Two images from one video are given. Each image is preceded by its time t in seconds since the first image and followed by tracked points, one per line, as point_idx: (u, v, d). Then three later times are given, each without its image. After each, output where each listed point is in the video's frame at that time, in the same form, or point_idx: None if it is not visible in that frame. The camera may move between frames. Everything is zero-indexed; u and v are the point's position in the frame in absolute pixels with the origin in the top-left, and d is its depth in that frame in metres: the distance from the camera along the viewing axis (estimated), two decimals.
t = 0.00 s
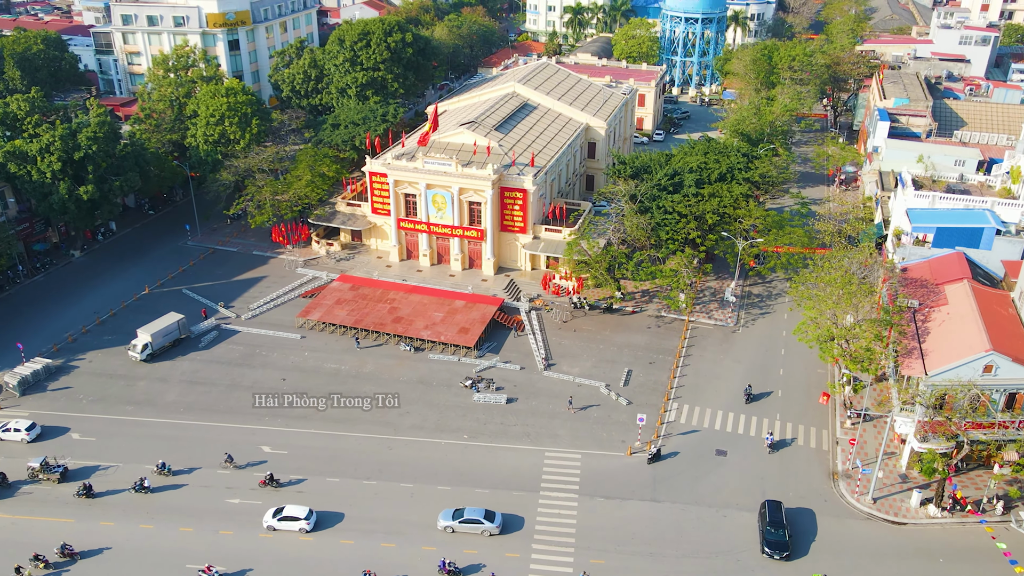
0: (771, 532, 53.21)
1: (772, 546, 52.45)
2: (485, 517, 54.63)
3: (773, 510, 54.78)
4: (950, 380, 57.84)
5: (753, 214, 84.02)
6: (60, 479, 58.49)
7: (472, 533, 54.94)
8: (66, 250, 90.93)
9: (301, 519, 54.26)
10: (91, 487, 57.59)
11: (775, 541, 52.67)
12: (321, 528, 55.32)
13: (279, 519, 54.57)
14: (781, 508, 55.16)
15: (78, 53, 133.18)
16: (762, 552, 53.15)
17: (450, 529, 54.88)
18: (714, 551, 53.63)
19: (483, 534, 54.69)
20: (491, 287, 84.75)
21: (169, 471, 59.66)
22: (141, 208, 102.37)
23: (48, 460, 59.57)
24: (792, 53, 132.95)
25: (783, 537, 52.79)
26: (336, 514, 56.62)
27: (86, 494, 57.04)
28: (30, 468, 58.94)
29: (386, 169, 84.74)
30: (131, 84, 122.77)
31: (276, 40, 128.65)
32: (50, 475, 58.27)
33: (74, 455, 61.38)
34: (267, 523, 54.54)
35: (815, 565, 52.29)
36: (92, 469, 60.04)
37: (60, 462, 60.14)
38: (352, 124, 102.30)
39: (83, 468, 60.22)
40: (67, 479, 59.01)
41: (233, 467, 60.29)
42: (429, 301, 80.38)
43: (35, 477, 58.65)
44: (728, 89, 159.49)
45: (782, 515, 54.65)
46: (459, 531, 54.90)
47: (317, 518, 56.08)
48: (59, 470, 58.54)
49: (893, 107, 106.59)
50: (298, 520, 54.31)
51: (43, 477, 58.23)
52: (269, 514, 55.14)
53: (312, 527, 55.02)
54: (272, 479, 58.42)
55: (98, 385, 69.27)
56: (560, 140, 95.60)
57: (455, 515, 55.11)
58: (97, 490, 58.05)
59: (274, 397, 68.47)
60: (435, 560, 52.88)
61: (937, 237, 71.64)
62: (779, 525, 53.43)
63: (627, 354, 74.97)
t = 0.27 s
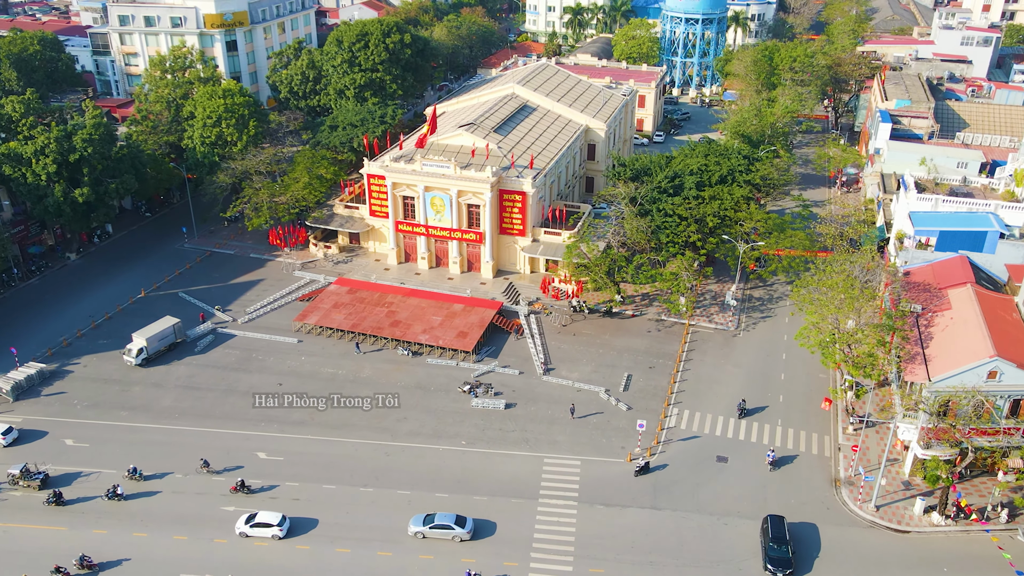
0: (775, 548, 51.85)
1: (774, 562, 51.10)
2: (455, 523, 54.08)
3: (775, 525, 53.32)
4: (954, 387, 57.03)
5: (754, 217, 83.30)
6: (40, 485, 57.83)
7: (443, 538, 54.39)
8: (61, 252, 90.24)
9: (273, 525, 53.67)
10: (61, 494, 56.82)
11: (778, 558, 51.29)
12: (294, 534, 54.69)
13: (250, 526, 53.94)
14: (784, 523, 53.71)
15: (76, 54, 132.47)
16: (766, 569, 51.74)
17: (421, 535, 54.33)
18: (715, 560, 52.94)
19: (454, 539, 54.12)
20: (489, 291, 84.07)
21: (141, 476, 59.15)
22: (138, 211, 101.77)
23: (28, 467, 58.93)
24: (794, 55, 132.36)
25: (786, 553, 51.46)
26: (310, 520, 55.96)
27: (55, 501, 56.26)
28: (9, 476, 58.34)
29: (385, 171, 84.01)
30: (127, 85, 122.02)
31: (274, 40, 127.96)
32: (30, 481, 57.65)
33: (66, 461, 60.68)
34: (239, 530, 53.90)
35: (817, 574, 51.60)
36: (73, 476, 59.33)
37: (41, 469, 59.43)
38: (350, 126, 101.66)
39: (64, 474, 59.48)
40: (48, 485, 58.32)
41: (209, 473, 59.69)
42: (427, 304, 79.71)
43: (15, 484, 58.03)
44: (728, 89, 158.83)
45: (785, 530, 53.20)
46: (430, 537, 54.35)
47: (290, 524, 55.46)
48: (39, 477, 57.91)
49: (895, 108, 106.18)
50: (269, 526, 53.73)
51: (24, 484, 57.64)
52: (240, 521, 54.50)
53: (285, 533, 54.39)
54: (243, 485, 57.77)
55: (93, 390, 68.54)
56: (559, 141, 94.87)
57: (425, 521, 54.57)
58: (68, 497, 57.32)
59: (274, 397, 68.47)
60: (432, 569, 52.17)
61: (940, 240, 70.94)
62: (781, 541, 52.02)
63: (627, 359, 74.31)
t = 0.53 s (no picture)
0: (777, 564, 50.42)
1: None
2: (426, 529, 53.56)
3: (777, 541, 51.75)
4: (957, 393, 56.22)
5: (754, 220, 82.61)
6: (20, 492, 57.22)
7: (413, 544, 53.89)
8: (57, 255, 89.49)
9: (245, 532, 53.07)
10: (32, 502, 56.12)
11: None
12: (266, 541, 54.09)
13: (222, 533, 53.28)
14: (786, 538, 52.17)
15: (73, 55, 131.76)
16: None
17: (392, 541, 53.80)
18: (716, 569, 52.22)
19: (425, 545, 53.63)
20: (488, 294, 83.38)
21: (112, 481, 58.64)
22: (134, 213, 100.90)
23: (8, 474, 58.26)
24: (794, 56, 131.86)
25: (789, 570, 50.11)
26: (283, 526, 55.33)
27: (25, 510, 55.56)
28: None
29: (382, 173, 83.31)
30: (124, 86, 121.27)
31: (272, 42, 127.30)
32: (11, 489, 57.09)
33: (59, 468, 60.00)
34: (210, 537, 53.26)
35: None
36: (54, 483, 58.61)
37: (23, 476, 58.71)
38: (348, 128, 101.05)
39: (46, 481, 58.76)
40: (29, 493, 57.64)
41: (184, 478, 59.11)
42: (425, 308, 79.02)
43: None
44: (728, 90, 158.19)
45: (788, 546, 51.67)
46: (401, 543, 53.83)
47: (263, 531, 54.85)
48: (19, 484, 57.28)
49: (896, 109, 105.32)
50: (241, 533, 53.13)
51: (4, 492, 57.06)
52: (212, 528, 53.82)
53: (257, 540, 53.79)
54: (213, 491, 57.26)
55: (87, 396, 67.81)
56: (558, 143, 94.15)
57: (395, 527, 54.01)
58: (39, 505, 56.62)
59: (274, 397, 68.44)
60: None
61: (943, 244, 70.24)
62: (785, 558, 50.47)
63: (626, 363, 73.64)
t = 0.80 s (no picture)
0: None
1: None
2: (397, 534, 53.05)
3: (781, 558, 50.60)
4: (960, 400, 55.60)
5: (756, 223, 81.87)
6: None
7: (383, 550, 53.35)
8: (52, 258, 88.76)
9: (217, 538, 52.42)
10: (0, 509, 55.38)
11: None
12: (239, 548, 53.44)
13: (194, 539, 52.62)
14: (789, 555, 51.01)
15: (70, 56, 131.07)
16: None
17: (362, 547, 53.25)
18: None
19: (395, 551, 53.08)
20: (487, 297, 82.70)
21: (81, 486, 58.05)
22: (131, 215, 100.18)
23: None
24: (795, 57, 131.38)
25: None
26: (257, 533, 54.68)
27: None
28: None
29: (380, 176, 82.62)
30: (121, 87, 120.53)
31: (270, 42, 126.61)
32: None
33: (51, 475, 59.26)
34: (181, 544, 52.59)
35: None
36: (34, 490, 57.86)
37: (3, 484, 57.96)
38: (346, 130, 100.41)
39: (25, 488, 58.01)
40: (8, 500, 56.86)
41: (158, 484, 58.48)
42: (423, 312, 78.34)
43: None
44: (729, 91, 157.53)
45: (790, 562, 50.53)
46: (371, 549, 53.30)
47: (236, 537, 54.20)
48: None
49: (898, 110, 104.36)
50: (213, 540, 52.48)
51: None
52: (184, 534, 53.16)
53: (229, 547, 53.14)
54: (182, 498, 56.59)
55: (81, 401, 67.12)
56: (558, 145, 93.46)
57: (366, 532, 53.49)
58: (8, 512, 55.86)
59: (274, 397, 68.43)
60: None
61: (946, 248, 69.48)
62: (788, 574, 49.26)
63: (626, 368, 72.96)
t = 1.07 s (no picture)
0: None
1: None
2: (365, 540, 52.59)
3: (784, 572, 50.03)
4: (964, 407, 55.01)
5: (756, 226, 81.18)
6: None
7: (352, 556, 52.85)
8: (48, 261, 88.11)
9: (189, 546, 51.77)
10: None
11: None
12: (210, 555, 52.82)
13: (165, 547, 51.94)
14: (792, 570, 50.42)
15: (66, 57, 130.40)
16: None
17: (332, 552, 52.76)
18: None
19: (363, 557, 52.59)
20: (486, 301, 82.05)
21: (50, 492, 57.46)
22: (127, 217, 99.62)
23: None
24: (796, 58, 131.15)
25: None
26: (229, 540, 54.07)
27: None
28: None
29: (378, 178, 81.97)
30: (118, 88, 119.86)
31: (268, 43, 126.00)
32: None
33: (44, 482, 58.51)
34: (152, 551, 51.95)
35: None
36: (16, 497, 57.23)
37: None
38: (344, 131, 99.81)
39: (5, 496, 57.25)
40: None
41: (132, 490, 57.83)
42: (421, 316, 77.67)
43: None
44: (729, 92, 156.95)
45: None
46: (339, 555, 52.80)
47: (208, 544, 53.56)
48: None
49: (900, 112, 104.23)
50: (184, 547, 51.82)
51: None
52: (155, 542, 52.50)
53: (201, 554, 52.50)
54: (150, 504, 55.92)
55: (75, 407, 66.43)
56: (557, 147, 92.78)
57: (335, 538, 53.05)
58: None
59: (273, 398, 68.27)
60: None
61: (949, 252, 68.79)
62: None
63: (626, 372, 72.29)
